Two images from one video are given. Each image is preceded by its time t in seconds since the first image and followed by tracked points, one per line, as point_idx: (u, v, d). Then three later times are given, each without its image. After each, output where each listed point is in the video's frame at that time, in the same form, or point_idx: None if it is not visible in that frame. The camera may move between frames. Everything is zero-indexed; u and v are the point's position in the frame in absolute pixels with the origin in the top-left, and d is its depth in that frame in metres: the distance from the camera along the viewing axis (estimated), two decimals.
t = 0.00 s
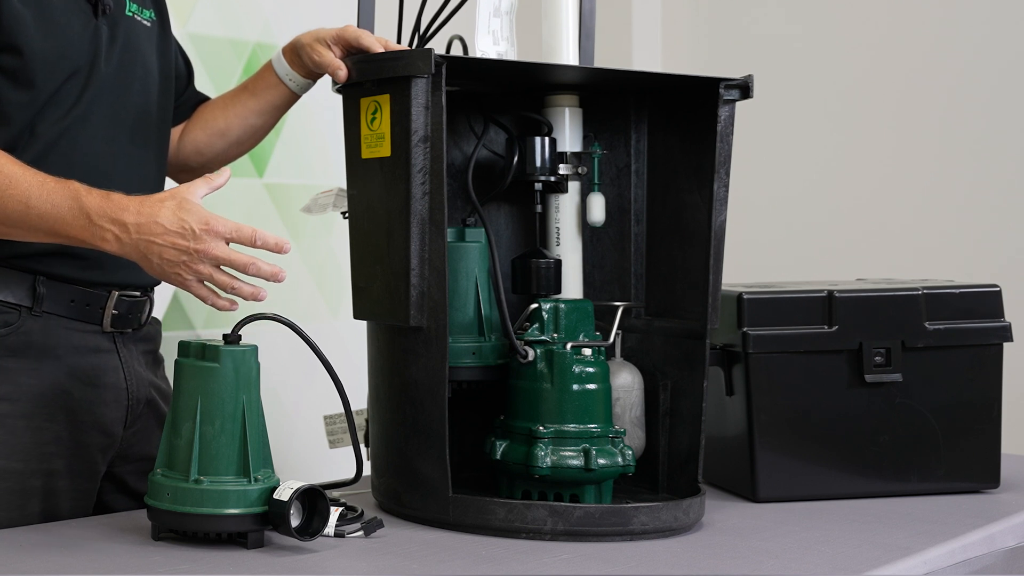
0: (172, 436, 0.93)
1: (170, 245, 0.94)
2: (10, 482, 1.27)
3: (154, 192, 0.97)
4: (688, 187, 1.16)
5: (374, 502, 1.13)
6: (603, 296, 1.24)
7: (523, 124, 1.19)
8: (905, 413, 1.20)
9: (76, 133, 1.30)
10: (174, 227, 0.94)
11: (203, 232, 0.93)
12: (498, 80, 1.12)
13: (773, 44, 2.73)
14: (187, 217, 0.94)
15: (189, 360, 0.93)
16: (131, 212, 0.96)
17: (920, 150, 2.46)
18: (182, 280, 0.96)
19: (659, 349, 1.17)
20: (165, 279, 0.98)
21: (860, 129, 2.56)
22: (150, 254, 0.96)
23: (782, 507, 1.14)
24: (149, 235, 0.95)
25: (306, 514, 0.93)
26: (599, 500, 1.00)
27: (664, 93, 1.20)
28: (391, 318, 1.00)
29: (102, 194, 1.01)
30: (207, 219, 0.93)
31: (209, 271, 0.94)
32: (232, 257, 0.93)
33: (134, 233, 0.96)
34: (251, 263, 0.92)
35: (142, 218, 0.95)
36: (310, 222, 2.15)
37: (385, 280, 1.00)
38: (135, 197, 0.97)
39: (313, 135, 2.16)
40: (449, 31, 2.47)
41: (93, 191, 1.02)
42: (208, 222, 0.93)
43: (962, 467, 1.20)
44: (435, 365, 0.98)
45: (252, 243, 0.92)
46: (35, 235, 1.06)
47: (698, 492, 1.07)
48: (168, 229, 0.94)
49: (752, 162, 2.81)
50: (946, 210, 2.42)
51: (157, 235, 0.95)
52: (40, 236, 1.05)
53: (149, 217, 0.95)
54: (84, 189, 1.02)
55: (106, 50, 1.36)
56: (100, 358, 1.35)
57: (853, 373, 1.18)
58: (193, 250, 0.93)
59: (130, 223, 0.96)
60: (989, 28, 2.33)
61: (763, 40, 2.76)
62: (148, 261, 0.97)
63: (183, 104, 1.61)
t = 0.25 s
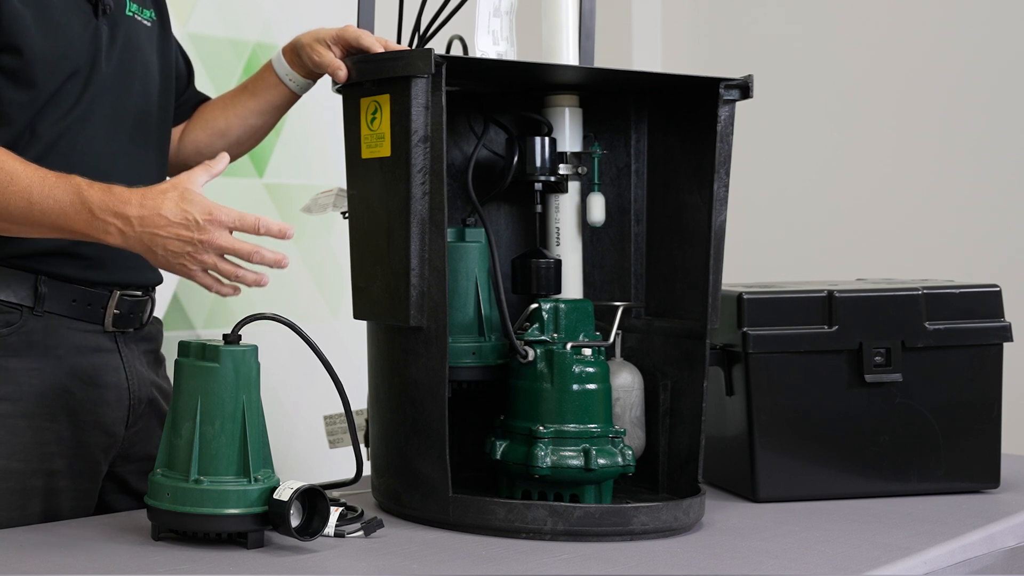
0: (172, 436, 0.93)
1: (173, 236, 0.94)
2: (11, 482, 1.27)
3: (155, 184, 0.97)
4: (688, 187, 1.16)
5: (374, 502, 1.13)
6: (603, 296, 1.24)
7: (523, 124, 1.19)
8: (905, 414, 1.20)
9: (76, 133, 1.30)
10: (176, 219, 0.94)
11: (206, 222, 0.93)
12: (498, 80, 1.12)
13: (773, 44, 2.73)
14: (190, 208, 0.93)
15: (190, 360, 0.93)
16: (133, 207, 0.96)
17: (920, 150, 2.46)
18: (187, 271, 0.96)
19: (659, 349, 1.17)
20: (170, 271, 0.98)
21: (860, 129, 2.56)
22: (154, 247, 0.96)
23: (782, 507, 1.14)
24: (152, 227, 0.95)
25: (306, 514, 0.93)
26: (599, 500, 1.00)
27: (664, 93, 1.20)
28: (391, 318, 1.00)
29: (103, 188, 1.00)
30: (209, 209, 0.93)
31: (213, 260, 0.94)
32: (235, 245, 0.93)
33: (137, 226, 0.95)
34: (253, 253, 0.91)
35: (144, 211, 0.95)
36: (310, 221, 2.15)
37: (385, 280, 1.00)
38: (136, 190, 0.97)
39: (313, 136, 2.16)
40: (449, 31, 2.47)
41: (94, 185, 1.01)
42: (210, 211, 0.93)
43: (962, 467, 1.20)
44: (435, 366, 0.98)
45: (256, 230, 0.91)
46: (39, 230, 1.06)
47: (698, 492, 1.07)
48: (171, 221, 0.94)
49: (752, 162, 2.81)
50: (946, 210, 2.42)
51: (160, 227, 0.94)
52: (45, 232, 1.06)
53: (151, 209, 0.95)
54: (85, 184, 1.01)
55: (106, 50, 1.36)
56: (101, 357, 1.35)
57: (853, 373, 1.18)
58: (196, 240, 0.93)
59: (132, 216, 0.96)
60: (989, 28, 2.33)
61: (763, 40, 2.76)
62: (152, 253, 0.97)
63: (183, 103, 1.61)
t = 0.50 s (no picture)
0: (172, 436, 0.93)
1: (170, 234, 0.94)
2: (13, 482, 1.27)
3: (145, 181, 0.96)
4: (688, 187, 1.16)
5: (374, 502, 1.13)
6: (603, 296, 1.24)
7: (523, 124, 1.19)
8: (905, 414, 1.20)
9: (79, 132, 1.30)
10: (170, 217, 0.93)
11: (200, 219, 0.92)
12: (498, 80, 1.12)
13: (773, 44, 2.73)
14: (182, 206, 0.93)
15: (189, 360, 0.93)
16: (126, 208, 0.95)
17: (920, 150, 2.46)
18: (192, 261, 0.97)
19: (659, 349, 1.17)
20: (177, 263, 0.99)
21: (860, 129, 2.56)
22: (154, 243, 0.96)
23: (782, 507, 1.13)
24: (148, 226, 0.95)
25: (306, 514, 0.93)
26: (599, 500, 1.00)
27: (663, 93, 1.20)
28: (391, 318, 1.00)
29: (96, 186, 1.00)
30: (199, 206, 0.92)
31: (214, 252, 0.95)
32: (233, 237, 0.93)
33: (134, 226, 0.95)
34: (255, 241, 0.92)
35: (137, 212, 0.95)
36: (310, 221, 2.15)
37: (385, 280, 1.00)
38: (127, 189, 0.96)
39: (313, 136, 2.16)
40: (449, 31, 2.47)
41: (88, 184, 1.01)
42: (202, 207, 0.92)
43: (962, 467, 1.20)
44: (435, 366, 0.98)
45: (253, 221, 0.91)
46: (38, 228, 1.06)
47: (698, 492, 1.07)
48: (165, 219, 0.94)
49: (752, 162, 2.80)
50: (946, 210, 2.42)
51: (157, 226, 0.94)
52: (46, 232, 1.06)
53: (144, 209, 0.94)
54: (79, 183, 1.01)
55: (108, 49, 1.36)
56: (102, 357, 1.35)
57: (853, 373, 1.19)
58: (193, 236, 0.93)
59: (127, 217, 0.95)
60: (989, 28, 2.33)
61: (763, 40, 2.76)
62: (154, 250, 0.97)
63: (184, 103, 1.61)
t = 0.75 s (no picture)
0: (172, 436, 0.93)
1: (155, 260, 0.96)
2: (15, 482, 1.27)
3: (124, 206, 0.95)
4: (688, 187, 1.16)
5: (374, 502, 1.13)
6: (604, 296, 1.24)
7: (523, 124, 1.19)
8: (906, 414, 1.20)
9: (81, 131, 1.30)
10: (152, 246, 0.94)
11: (181, 250, 0.92)
12: (498, 80, 1.12)
13: (773, 44, 2.73)
14: (160, 237, 0.92)
15: (189, 361, 0.93)
16: (110, 235, 0.96)
17: (920, 150, 2.46)
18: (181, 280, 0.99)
19: (659, 349, 1.17)
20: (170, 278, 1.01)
21: (860, 129, 2.56)
22: (144, 264, 0.98)
23: (782, 507, 1.13)
24: (133, 252, 0.96)
25: (306, 514, 0.93)
26: (600, 500, 1.00)
27: (663, 93, 1.20)
28: (391, 318, 1.00)
29: (81, 207, 1.00)
30: (178, 239, 0.91)
31: (199, 276, 0.95)
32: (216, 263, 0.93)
33: (121, 252, 0.96)
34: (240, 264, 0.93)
35: (121, 239, 0.96)
36: (310, 221, 2.15)
37: (385, 280, 1.00)
38: (109, 213, 0.96)
39: (313, 136, 2.16)
40: (449, 31, 2.47)
41: (74, 202, 1.01)
42: (180, 241, 0.91)
43: (962, 467, 1.20)
44: (435, 366, 0.98)
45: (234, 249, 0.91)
46: (31, 240, 1.06)
47: (698, 492, 1.07)
48: (148, 247, 0.94)
49: (752, 162, 2.80)
50: (946, 209, 2.42)
51: (143, 252, 0.95)
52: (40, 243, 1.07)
53: (127, 238, 0.95)
54: (65, 202, 1.01)
55: (110, 48, 1.36)
56: (104, 357, 1.35)
57: (853, 373, 1.19)
58: (177, 263, 0.94)
59: (112, 244, 0.96)
60: (989, 28, 2.33)
61: (763, 39, 2.76)
62: (147, 268, 0.98)
63: (186, 103, 1.61)
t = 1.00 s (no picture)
0: (171, 436, 0.93)
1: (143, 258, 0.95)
2: (16, 482, 1.28)
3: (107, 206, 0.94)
4: (688, 187, 1.16)
5: (374, 502, 1.13)
6: (603, 296, 1.24)
7: (523, 124, 1.19)
8: (905, 414, 1.20)
9: (80, 130, 1.30)
10: (138, 245, 0.93)
11: (166, 246, 0.91)
12: (498, 80, 1.12)
13: (773, 44, 2.73)
14: (145, 235, 0.91)
15: (189, 361, 0.93)
16: (96, 235, 0.96)
17: (920, 150, 2.46)
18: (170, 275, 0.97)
19: (659, 349, 1.17)
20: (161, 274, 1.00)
21: (860, 129, 2.56)
22: (135, 262, 0.97)
23: (782, 507, 1.13)
24: (121, 250, 0.95)
25: (306, 514, 0.93)
26: (599, 500, 1.00)
27: (663, 93, 1.20)
28: (391, 318, 1.00)
29: (66, 207, 0.99)
30: (162, 236, 0.90)
31: (189, 271, 0.94)
32: (203, 257, 0.92)
33: (109, 251, 0.95)
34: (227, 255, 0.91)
35: (106, 238, 0.95)
36: (310, 221, 2.15)
37: (385, 280, 1.00)
38: (93, 213, 0.95)
39: (313, 136, 2.16)
40: (449, 31, 2.47)
41: (60, 201, 1.00)
42: (165, 238, 0.90)
43: (962, 467, 1.20)
44: (435, 366, 0.98)
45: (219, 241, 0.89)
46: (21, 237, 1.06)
47: (698, 492, 1.07)
48: (135, 245, 0.93)
49: (752, 162, 2.80)
50: (946, 210, 2.42)
51: (131, 250, 0.94)
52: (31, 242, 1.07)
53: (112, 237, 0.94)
54: (51, 201, 1.00)
55: (109, 48, 1.36)
56: (105, 357, 1.35)
57: (853, 373, 1.19)
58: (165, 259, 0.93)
59: (100, 243, 0.95)
60: (989, 28, 2.33)
61: (763, 39, 2.76)
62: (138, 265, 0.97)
63: (185, 103, 1.61)
